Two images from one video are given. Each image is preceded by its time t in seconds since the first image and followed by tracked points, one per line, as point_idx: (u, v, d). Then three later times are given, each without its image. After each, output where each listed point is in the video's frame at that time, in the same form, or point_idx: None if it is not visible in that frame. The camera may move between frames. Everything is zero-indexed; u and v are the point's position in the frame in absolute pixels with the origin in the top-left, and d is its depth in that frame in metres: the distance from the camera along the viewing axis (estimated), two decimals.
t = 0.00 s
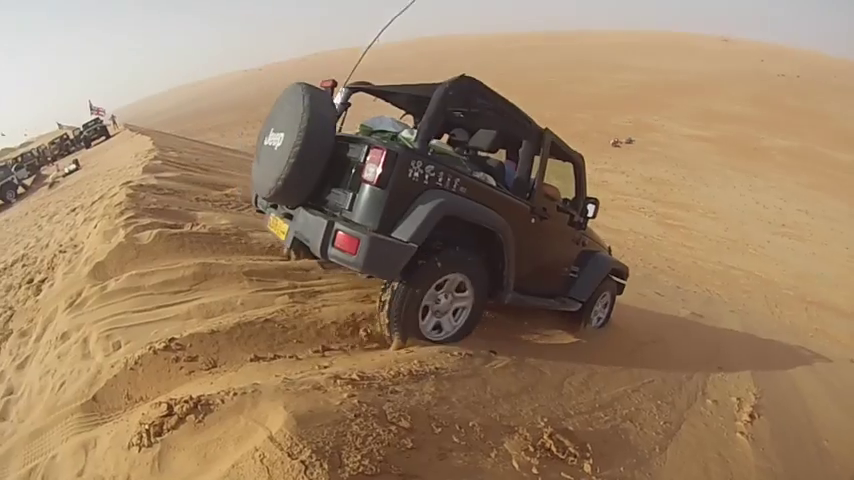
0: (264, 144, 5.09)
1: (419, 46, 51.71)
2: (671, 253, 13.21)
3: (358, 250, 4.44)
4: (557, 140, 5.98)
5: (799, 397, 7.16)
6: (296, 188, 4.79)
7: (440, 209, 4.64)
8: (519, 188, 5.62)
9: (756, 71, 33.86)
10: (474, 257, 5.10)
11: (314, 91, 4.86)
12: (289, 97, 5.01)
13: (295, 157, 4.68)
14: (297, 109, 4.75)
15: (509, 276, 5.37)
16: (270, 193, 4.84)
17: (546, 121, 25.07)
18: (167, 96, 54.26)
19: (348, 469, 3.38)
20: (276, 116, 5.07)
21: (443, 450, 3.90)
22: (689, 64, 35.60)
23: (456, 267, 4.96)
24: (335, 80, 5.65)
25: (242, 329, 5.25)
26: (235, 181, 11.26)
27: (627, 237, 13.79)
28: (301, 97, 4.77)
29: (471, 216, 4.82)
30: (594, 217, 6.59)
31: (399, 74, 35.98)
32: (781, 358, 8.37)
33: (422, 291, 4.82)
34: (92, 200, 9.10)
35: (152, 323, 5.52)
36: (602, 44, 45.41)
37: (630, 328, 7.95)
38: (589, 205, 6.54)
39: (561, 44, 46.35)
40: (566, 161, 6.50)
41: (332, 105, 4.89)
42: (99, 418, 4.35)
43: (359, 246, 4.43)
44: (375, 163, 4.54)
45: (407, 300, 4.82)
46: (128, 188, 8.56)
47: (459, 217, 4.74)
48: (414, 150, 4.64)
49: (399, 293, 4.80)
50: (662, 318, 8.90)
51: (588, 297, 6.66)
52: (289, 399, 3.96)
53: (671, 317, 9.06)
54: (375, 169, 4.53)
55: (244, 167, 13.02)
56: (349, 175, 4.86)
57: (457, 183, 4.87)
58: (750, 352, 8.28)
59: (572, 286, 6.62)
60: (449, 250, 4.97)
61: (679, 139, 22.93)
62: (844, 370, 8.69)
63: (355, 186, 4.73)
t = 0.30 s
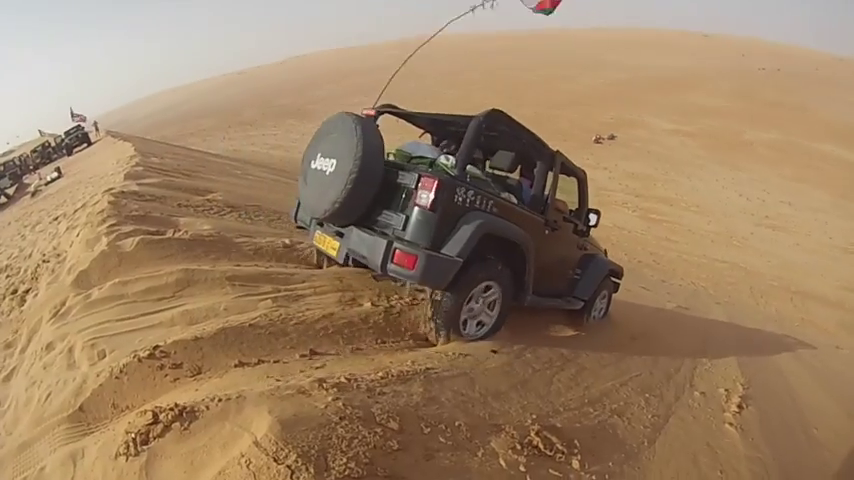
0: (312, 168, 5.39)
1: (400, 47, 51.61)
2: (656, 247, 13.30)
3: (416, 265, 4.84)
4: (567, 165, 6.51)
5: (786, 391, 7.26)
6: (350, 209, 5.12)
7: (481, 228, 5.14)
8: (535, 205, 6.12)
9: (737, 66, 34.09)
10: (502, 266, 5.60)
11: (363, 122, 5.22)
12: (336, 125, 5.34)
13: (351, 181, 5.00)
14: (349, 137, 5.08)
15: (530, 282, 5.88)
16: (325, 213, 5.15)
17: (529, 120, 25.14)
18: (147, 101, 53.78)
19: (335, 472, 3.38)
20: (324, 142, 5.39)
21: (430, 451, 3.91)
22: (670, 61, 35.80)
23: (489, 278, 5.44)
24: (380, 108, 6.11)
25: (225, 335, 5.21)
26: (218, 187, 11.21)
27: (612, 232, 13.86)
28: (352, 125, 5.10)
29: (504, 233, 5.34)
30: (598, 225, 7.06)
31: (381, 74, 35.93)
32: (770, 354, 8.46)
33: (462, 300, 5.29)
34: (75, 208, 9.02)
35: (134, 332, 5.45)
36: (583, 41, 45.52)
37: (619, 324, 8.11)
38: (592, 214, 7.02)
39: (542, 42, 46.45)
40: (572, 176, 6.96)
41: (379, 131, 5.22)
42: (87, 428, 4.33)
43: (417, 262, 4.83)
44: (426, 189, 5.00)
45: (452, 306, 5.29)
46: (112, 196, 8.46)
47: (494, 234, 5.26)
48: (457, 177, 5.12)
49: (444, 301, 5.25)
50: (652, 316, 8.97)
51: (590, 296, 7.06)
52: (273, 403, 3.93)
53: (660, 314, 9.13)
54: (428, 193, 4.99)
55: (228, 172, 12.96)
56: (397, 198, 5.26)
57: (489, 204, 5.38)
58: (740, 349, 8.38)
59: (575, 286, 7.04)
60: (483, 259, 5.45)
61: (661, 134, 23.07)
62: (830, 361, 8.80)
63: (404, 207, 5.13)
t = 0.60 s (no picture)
0: (346, 186, 5.93)
1: (378, 46, 51.43)
2: (637, 241, 13.42)
3: (453, 272, 5.44)
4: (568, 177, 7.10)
5: (768, 379, 7.37)
6: (388, 222, 5.70)
7: (502, 238, 5.77)
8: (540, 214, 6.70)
9: (712, 59, 34.42)
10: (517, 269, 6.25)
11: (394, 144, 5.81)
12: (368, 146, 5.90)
13: (391, 198, 5.59)
14: (384, 158, 5.65)
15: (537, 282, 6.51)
16: (366, 228, 5.74)
17: (508, 118, 25.21)
18: (122, 106, 53.14)
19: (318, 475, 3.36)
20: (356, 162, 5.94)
21: (412, 451, 3.91)
22: (647, 55, 36.07)
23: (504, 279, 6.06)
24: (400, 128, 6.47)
25: (205, 341, 5.14)
26: (198, 192, 11.11)
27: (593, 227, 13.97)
28: (386, 148, 5.67)
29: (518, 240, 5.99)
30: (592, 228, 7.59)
31: (359, 75, 35.81)
32: (753, 346, 8.57)
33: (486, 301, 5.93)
34: (53, 217, 8.88)
35: (113, 341, 5.36)
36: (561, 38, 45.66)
37: (603, 319, 8.24)
38: (587, 218, 7.59)
39: (520, 39, 46.57)
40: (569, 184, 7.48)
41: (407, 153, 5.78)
42: (72, 439, 4.27)
43: (452, 269, 5.42)
44: (456, 205, 5.63)
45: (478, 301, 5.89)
46: (91, 204, 8.34)
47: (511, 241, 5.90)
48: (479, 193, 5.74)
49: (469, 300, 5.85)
50: (635, 313, 9.06)
51: (587, 292, 7.61)
52: (254, 407, 3.90)
53: (643, 311, 9.22)
54: (458, 208, 5.60)
55: (207, 177, 12.84)
56: (427, 211, 5.89)
57: (506, 215, 6.03)
58: (723, 342, 8.50)
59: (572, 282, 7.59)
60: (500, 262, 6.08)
61: (639, 129, 23.26)
62: (810, 349, 8.93)
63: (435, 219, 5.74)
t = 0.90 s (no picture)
0: (362, 205, 6.27)
1: (349, 51, 51.27)
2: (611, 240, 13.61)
3: (467, 281, 5.94)
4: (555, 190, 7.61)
5: (745, 372, 7.45)
6: (406, 239, 6.09)
7: (506, 250, 6.29)
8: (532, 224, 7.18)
9: (679, 58, 34.92)
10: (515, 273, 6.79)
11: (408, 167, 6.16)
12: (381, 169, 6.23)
13: (411, 218, 5.96)
14: (402, 182, 5.99)
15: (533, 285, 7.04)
16: (385, 245, 6.12)
17: (479, 122, 25.36)
18: (89, 119, 52.35)
19: None
20: (370, 183, 6.26)
21: (388, 459, 3.91)
22: (615, 56, 36.46)
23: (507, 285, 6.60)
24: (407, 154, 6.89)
25: (178, 356, 5.05)
26: (170, 204, 10.93)
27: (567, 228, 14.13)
28: (403, 171, 6.02)
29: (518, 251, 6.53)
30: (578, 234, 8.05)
31: (329, 83, 35.65)
32: (729, 342, 8.67)
33: (488, 301, 6.49)
34: (23, 232, 8.68)
35: (85, 358, 5.23)
36: (531, 39, 45.95)
37: (580, 319, 8.32)
38: (571, 224, 8.03)
39: (490, 43, 46.77)
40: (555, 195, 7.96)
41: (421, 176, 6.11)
42: (49, 460, 4.17)
43: (466, 279, 5.91)
44: (467, 221, 6.08)
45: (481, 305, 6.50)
46: (61, 218, 8.17)
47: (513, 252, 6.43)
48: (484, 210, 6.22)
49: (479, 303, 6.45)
50: (612, 313, 9.11)
51: (572, 291, 8.08)
52: (227, 420, 3.86)
53: (619, 312, 9.27)
54: (468, 224, 6.07)
55: (179, 189, 12.66)
56: (438, 227, 6.27)
57: (506, 226, 6.54)
58: (700, 339, 8.58)
59: (559, 282, 8.03)
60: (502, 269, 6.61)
61: (608, 129, 23.56)
62: (783, 344, 9.06)
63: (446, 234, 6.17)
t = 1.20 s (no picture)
0: (373, 220, 6.61)
1: (322, 56, 51.07)
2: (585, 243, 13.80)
3: (472, 288, 6.37)
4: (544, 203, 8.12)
5: (722, 369, 7.52)
6: (416, 252, 6.45)
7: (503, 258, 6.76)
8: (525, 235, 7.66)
9: (649, 60, 35.38)
10: (510, 277, 7.25)
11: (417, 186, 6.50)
12: (391, 187, 6.56)
13: (422, 233, 6.33)
14: (413, 201, 6.34)
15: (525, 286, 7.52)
16: (397, 256, 6.48)
17: (453, 126, 25.48)
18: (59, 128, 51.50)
19: None
20: (380, 199, 6.59)
21: (362, 465, 3.92)
22: (588, 59, 36.74)
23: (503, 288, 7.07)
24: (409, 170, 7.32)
25: (151, 367, 4.97)
26: (143, 214, 10.77)
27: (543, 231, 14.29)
28: (413, 190, 6.36)
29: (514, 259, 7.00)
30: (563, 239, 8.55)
31: (301, 89, 35.44)
32: (706, 340, 8.76)
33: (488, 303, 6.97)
34: None
35: (59, 370, 5.12)
36: (504, 43, 46.20)
37: (557, 321, 8.38)
38: (556, 231, 8.48)
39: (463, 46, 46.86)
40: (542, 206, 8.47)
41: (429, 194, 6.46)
42: (26, 473, 4.07)
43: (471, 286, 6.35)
44: (471, 234, 6.46)
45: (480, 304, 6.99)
46: (33, 229, 8.01)
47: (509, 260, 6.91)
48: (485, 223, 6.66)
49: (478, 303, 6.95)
50: (589, 315, 9.17)
51: (557, 291, 8.57)
52: (201, 431, 3.84)
53: (595, 314, 9.34)
54: (472, 236, 6.45)
55: (152, 198, 12.48)
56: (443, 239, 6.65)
57: (503, 236, 7.00)
58: (676, 337, 8.67)
59: (545, 284, 8.51)
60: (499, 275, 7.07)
61: (579, 133, 23.86)
62: (759, 342, 9.19)
63: (450, 244, 6.54)
